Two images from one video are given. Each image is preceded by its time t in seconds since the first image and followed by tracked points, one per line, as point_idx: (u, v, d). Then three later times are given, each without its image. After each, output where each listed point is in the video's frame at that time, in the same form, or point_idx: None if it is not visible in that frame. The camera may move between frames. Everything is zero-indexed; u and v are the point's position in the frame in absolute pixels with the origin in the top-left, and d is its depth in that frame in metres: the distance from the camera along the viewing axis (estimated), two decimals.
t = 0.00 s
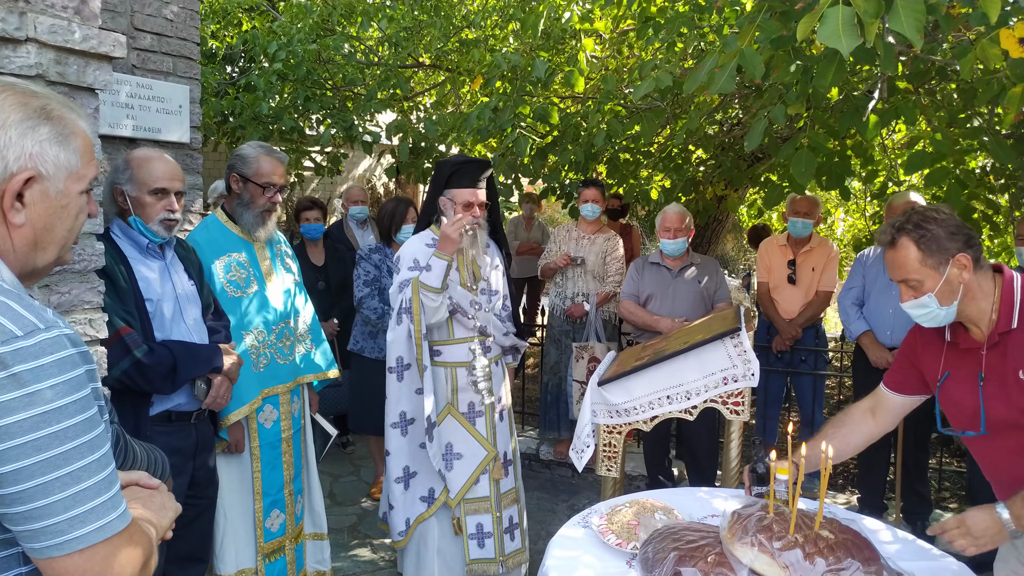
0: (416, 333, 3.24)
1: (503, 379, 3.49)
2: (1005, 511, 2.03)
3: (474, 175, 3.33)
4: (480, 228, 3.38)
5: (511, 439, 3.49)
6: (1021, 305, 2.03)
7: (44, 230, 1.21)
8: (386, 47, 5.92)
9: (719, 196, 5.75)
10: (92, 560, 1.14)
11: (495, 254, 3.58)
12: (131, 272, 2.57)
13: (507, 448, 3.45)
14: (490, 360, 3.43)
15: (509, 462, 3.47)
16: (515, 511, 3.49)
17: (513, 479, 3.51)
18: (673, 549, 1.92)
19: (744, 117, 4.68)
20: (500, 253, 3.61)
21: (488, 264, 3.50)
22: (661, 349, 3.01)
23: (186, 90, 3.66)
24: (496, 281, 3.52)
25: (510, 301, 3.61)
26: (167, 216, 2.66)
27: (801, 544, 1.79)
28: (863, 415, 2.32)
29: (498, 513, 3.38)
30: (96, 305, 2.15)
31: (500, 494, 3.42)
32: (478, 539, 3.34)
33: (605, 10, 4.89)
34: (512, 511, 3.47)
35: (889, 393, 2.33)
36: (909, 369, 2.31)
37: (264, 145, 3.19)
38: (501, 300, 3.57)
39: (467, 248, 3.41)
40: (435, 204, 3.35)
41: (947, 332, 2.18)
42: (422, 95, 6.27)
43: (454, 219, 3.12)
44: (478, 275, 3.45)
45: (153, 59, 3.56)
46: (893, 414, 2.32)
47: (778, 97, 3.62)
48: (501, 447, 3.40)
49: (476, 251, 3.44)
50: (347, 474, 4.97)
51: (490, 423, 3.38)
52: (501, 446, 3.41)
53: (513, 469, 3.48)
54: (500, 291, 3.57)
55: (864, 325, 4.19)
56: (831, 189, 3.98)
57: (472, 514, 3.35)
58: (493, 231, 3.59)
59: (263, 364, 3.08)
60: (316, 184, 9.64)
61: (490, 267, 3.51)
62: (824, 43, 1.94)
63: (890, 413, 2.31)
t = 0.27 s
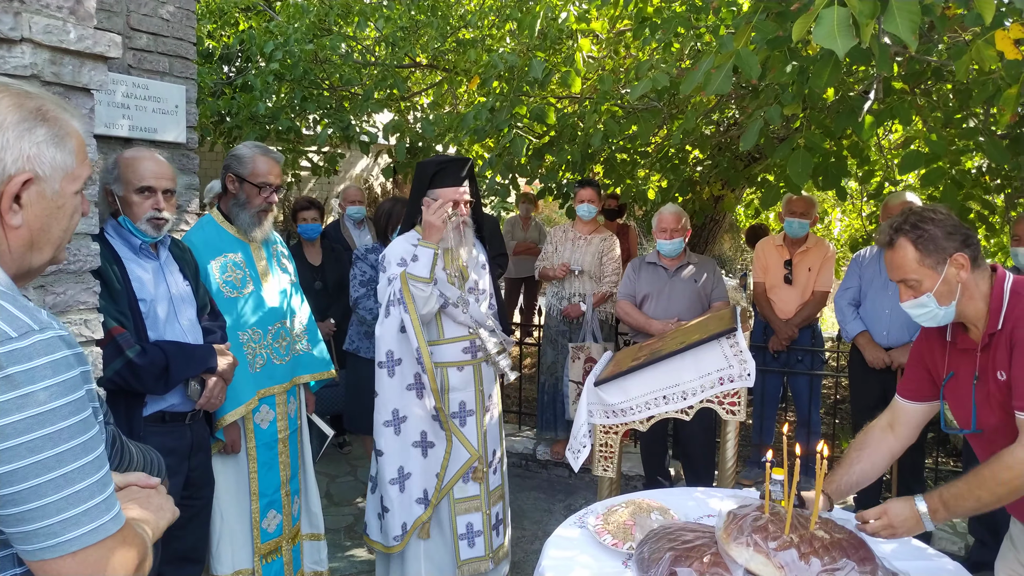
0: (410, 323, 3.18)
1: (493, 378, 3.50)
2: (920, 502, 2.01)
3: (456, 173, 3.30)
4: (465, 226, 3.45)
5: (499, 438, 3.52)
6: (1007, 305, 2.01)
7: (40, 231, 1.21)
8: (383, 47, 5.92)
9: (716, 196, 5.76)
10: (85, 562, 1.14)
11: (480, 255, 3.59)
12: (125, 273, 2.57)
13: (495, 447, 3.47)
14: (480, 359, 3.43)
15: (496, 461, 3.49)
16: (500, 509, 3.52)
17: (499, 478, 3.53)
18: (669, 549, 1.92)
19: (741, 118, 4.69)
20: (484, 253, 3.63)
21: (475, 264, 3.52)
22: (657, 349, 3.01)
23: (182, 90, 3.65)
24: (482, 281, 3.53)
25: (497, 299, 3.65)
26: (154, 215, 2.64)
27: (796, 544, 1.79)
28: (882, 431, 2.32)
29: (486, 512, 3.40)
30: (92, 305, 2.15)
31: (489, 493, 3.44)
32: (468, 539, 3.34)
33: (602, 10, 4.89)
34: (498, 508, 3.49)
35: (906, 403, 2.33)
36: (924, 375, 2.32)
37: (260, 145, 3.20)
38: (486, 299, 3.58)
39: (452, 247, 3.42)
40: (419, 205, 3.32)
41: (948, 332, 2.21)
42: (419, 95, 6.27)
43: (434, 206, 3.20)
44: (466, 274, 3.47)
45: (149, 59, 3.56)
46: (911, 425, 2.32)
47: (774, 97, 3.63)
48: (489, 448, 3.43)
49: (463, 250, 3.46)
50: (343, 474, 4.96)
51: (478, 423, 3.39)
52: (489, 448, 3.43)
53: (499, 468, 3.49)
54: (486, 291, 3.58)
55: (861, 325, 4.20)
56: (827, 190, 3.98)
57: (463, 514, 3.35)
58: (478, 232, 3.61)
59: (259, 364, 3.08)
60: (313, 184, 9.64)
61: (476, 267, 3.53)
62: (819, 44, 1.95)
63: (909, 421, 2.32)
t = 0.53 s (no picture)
0: (404, 336, 3.16)
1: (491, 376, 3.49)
2: (896, 484, 2.03)
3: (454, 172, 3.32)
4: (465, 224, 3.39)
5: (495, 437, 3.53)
6: (999, 305, 2.00)
7: (32, 229, 1.21)
8: (380, 47, 5.92)
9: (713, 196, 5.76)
10: (82, 561, 1.14)
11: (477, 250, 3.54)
12: (121, 272, 2.57)
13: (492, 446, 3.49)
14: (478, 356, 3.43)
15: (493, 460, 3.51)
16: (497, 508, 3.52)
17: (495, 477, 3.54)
18: (666, 548, 1.92)
19: (738, 117, 4.69)
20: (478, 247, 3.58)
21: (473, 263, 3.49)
22: (654, 349, 3.02)
23: (179, 89, 3.65)
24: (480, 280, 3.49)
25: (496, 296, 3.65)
26: (150, 213, 2.63)
27: (793, 543, 1.80)
28: (882, 433, 2.33)
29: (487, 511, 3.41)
30: (88, 305, 2.15)
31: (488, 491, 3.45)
32: (472, 537, 3.37)
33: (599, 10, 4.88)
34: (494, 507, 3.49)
35: (905, 403, 2.34)
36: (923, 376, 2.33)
37: (257, 145, 3.19)
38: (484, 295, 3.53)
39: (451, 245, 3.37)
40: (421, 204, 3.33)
41: (946, 332, 2.22)
42: (416, 95, 6.27)
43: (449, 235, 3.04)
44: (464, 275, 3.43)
45: (146, 59, 3.55)
46: (911, 428, 2.32)
47: (771, 97, 3.62)
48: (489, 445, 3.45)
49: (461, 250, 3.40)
50: (341, 474, 4.96)
51: (479, 421, 3.40)
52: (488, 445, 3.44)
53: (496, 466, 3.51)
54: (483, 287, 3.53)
55: (858, 325, 4.20)
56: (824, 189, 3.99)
57: (466, 513, 3.37)
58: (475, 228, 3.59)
59: (256, 365, 3.07)
60: (311, 184, 9.63)
61: (473, 264, 3.48)
62: (815, 43, 1.95)
63: (909, 424, 2.33)
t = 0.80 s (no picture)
0: (399, 343, 3.18)
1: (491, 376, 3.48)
2: (888, 479, 2.05)
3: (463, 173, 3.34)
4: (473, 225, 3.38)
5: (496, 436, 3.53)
6: (994, 305, 2.01)
7: (26, 229, 1.21)
8: (379, 47, 5.92)
9: (712, 196, 5.77)
10: (89, 556, 1.15)
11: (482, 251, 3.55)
12: (120, 273, 2.57)
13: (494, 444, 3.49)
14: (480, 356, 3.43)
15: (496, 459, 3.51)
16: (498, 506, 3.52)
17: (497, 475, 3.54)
18: (665, 548, 1.92)
19: (737, 117, 4.69)
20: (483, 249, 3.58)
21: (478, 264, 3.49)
22: (653, 349, 3.02)
23: (177, 89, 3.65)
24: (483, 279, 3.48)
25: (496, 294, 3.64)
26: (152, 214, 2.63)
27: (791, 543, 1.80)
28: (882, 432, 2.32)
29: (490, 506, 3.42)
30: (87, 305, 2.15)
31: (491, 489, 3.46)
32: (477, 533, 3.37)
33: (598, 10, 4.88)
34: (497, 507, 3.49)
35: (906, 401, 2.34)
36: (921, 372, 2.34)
37: (255, 145, 3.18)
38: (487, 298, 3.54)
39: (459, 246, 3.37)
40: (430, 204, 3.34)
41: (944, 331, 2.23)
42: (414, 95, 6.27)
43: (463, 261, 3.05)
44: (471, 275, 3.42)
45: (144, 59, 3.55)
46: (911, 425, 2.32)
47: (770, 97, 3.63)
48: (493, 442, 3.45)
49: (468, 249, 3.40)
50: (339, 474, 4.95)
51: (483, 421, 3.41)
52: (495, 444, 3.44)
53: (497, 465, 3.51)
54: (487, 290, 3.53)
55: (857, 325, 4.21)
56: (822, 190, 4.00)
57: (471, 509, 3.36)
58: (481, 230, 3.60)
59: (254, 365, 3.07)
60: (309, 185, 9.63)
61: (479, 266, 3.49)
62: (814, 43, 1.95)
63: (909, 422, 2.31)
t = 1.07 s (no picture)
0: (404, 318, 3.16)
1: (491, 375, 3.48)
2: (882, 483, 2.05)
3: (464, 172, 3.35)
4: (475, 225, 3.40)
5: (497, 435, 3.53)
6: (991, 306, 2.00)
7: (24, 228, 1.20)
8: (378, 46, 5.92)
9: (711, 196, 5.77)
10: (91, 554, 1.14)
11: (484, 251, 3.57)
12: (118, 273, 2.56)
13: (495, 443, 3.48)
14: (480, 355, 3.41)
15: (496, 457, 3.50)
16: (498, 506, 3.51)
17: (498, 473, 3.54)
18: (664, 548, 1.92)
19: (736, 117, 4.69)
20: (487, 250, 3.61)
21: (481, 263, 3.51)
22: (652, 349, 3.01)
23: (176, 88, 3.64)
24: (484, 278, 3.49)
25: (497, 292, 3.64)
26: (156, 215, 2.65)
27: (791, 543, 1.80)
28: (882, 430, 2.32)
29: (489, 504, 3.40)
30: (85, 305, 2.15)
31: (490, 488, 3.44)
32: (472, 531, 3.36)
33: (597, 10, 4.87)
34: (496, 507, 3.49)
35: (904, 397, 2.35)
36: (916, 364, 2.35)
37: (254, 144, 3.17)
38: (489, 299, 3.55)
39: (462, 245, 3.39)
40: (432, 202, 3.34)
41: (943, 330, 2.23)
42: (413, 95, 6.26)
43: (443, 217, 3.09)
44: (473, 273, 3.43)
45: (143, 58, 3.54)
46: (911, 419, 2.33)
47: (769, 96, 3.62)
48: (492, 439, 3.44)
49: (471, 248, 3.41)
50: (339, 474, 4.95)
51: (484, 419, 3.40)
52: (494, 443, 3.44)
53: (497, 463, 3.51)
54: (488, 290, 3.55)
55: (855, 324, 4.21)
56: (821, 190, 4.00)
57: (468, 507, 3.36)
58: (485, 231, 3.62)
59: (253, 364, 3.07)
60: (308, 184, 9.63)
61: (480, 265, 3.50)
62: (812, 42, 1.95)
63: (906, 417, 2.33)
